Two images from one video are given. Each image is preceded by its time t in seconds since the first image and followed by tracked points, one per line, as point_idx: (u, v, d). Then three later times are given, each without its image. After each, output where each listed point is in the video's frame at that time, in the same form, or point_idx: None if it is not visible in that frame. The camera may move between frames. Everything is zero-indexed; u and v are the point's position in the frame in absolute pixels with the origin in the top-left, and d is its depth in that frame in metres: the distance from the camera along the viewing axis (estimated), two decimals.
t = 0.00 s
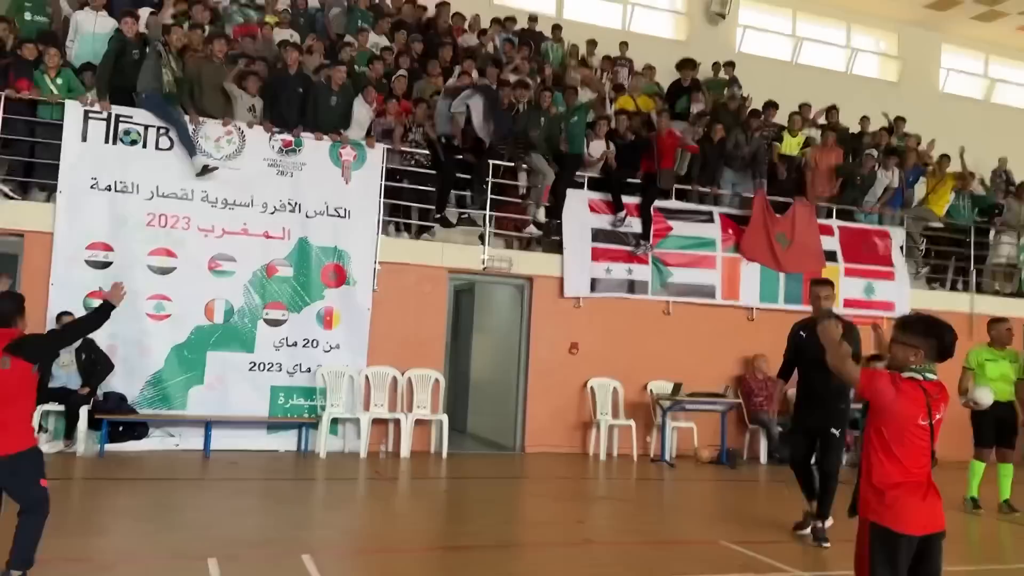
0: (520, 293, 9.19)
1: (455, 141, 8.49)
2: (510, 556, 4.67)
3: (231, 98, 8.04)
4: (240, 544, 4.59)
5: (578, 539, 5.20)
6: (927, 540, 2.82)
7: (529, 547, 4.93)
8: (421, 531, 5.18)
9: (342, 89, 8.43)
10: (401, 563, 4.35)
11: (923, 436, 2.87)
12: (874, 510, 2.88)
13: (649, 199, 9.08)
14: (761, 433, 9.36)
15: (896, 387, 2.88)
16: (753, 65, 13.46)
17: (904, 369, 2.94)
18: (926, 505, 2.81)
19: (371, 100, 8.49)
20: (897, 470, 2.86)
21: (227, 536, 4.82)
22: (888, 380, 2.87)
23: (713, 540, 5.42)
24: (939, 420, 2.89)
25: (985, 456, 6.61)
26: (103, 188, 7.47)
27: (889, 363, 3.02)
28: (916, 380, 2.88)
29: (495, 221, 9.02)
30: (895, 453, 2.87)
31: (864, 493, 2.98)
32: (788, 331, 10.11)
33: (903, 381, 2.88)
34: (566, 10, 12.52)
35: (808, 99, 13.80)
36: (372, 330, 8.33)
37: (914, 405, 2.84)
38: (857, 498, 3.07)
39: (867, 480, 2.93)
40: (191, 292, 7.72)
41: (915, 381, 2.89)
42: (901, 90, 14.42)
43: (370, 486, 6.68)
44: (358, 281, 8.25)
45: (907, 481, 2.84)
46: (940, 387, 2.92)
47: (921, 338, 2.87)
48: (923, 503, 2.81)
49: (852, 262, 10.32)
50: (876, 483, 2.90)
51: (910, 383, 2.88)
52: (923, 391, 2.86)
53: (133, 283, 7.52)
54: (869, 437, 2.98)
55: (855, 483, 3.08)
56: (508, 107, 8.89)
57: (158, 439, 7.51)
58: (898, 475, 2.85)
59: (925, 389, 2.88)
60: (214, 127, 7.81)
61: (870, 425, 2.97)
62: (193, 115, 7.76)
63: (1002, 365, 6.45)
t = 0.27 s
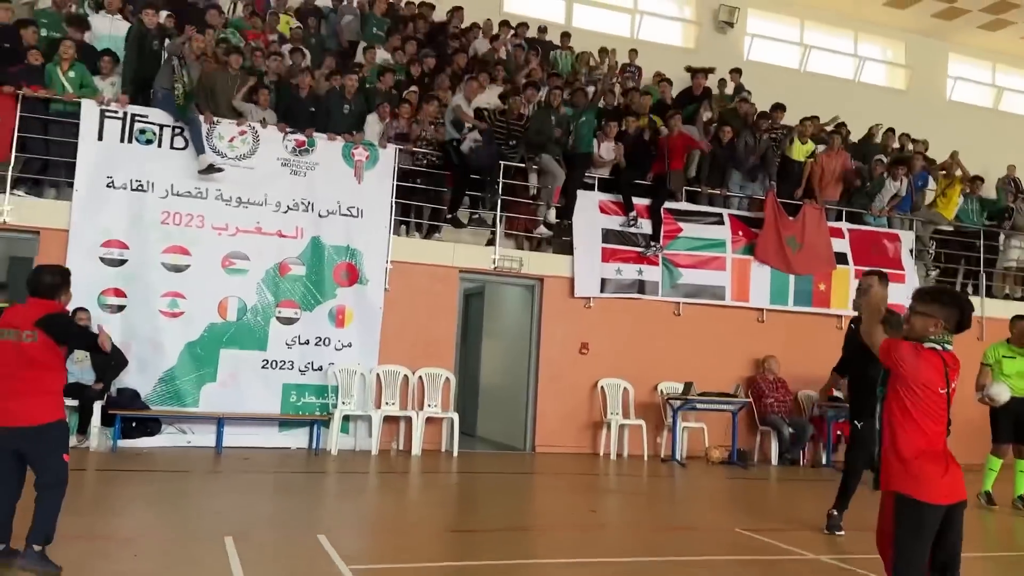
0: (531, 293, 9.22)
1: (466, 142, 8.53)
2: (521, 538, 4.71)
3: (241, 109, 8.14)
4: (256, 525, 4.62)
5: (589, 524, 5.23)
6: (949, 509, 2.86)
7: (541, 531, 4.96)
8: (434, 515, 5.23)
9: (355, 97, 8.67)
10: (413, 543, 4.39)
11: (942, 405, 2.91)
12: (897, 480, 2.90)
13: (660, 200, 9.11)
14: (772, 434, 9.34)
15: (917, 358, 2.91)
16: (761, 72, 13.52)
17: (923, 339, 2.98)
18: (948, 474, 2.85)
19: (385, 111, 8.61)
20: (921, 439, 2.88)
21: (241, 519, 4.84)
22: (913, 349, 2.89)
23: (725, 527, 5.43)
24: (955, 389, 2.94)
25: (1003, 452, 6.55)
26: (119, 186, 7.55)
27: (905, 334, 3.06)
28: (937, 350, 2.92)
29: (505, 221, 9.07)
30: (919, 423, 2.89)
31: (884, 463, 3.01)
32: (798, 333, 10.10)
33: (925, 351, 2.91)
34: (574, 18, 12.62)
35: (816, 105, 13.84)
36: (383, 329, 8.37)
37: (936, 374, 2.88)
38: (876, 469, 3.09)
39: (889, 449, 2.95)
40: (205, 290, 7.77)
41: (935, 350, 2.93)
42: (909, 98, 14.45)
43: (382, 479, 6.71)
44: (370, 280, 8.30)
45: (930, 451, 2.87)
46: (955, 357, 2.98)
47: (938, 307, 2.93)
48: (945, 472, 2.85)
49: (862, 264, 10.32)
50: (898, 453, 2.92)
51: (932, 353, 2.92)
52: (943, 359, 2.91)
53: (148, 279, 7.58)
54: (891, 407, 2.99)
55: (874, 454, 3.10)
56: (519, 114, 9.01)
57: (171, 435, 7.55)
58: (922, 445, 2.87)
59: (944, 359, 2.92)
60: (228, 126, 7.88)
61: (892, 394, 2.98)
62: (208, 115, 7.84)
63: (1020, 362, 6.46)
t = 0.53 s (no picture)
0: (533, 298, 9.24)
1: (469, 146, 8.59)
2: (524, 531, 4.73)
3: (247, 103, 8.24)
4: (261, 519, 4.63)
5: (593, 520, 5.24)
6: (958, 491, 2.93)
7: (545, 525, 4.97)
8: (438, 511, 5.25)
9: (359, 92, 8.62)
10: (416, 535, 4.40)
11: (947, 389, 2.97)
12: (910, 463, 2.92)
13: (661, 205, 9.15)
14: (776, 437, 9.33)
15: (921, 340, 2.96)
16: (761, 81, 13.59)
17: (922, 323, 3.04)
18: (957, 456, 2.92)
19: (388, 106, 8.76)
20: (934, 424, 2.92)
21: (246, 512, 4.85)
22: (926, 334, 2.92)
23: (729, 522, 5.45)
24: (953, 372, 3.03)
25: (1007, 449, 6.55)
26: (124, 190, 7.60)
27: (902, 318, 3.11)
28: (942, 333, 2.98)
29: (508, 226, 9.10)
30: (932, 408, 2.93)
31: (894, 447, 3.03)
32: (800, 337, 10.11)
33: (935, 335, 2.95)
34: (574, 28, 12.72)
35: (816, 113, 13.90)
36: (387, 332, 8.39)
37: (945, 357, 2.94)
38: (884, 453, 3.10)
39: (900, 433, 2.97)
40: (209, 294, 7.80)
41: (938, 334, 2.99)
42: (908, 107, 14.53)
43: (386, 480, 6.71)
44: (373, 284, 8.33)
45: (941, 435, 2.93)
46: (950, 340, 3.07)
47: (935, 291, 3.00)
48: (954, 454, 2.92)
49: (864, 268, 10.35)
50: (909, 437, 2.95)
51: (938, 337, 2.97)
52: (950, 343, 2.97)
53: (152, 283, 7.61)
54: (902, 391, 3.00)
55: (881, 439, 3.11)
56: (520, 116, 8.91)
57: (174, 438, 7.55)
58: (935, 429, 2.92)
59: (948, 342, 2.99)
60: (232, 131, 7.94)
61: (904, 379, 2.99)
62: (212, 120, 7.89)
63: None
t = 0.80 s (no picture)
0: (526, 305, 9.26)
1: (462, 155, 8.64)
2: (519, 533, 4.76)
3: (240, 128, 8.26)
4: (254, 523, 4.64)
5: (589, 523, 5.28)
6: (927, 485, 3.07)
7: (539, 528, 5.00)
8: (433, 515, 5.26)
9: (349, 116, 8.67)
10: (412, 537, 4.42)
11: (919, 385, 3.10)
12: (892, 463, 3.00)
13: (653, 212, 9.20)
14: (769, 443, 9.35)
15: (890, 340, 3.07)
16: (751, 91, 13.71)
17: (894, 322, 3.15)
18: (927, 452, 3.06)
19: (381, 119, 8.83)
20: (912, 420, 3.03)
21: (239, 518, 4.84)
22: (906, 332, 3.03)
23: (723, 525, 5.48)
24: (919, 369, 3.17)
25: (997, 453, 6.60)
26: (117, 199, 7.61)
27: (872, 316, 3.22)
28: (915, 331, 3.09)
29: (501, 234, 9.14)
30: (911, 405, 3.03)
31: (868, 443, 3.11)
32: (792, 344, 10.15)
33: (912, 333, 3.06)
34: (567, 39, 12.82)
35: (806, 122, 14.02)
36: (380, 340, 8.40)
37: (920, 355, 3.05)
38: (857, 454, 3.16)
39: (879, 431, 3.05)
40: (202, 302, 7.80)
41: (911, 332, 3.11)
42: (898, 116, 14.66)
43: (379, 487, 6.71)
44: (367, 291, 8.34)
45: (916, 431, 3.05)
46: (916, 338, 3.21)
47: (904, 291, 3.14)
48: (926, 450, 3.05)
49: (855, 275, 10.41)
50: (888, 436, 3.03)
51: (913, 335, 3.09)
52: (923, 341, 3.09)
53: (145, 291, 7.60)
54: (879, 389, 3.08)
55: (855, 439, 3.17)
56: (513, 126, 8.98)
57: (167, 447, 7.53)
58: (913, 426, 3.03)
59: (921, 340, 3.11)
60: (225, 140, 7.96)
61: (881, 377, 3.07)
62: (205, 128, 7.92)
63: (1016, 364, 6.45)
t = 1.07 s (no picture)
0: (514, 316, 9.28)
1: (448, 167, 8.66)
2: (507, 543, 4.77)
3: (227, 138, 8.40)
4: (240, 535, 4.63)
5: (577, 532, 5.30)
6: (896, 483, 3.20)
7: (528, 538, 5.02)
8: (420, 526, 5.26)
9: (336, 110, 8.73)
10: (399, 548, 4.43)
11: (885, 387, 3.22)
12: (875, 467, 3.08)
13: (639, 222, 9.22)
14: (757, 452, 9.38)
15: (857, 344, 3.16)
16: (736, 103, 13.84)
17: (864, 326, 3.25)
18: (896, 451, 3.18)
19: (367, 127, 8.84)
20: (885, 422, 3.15)
21: (226, 530, 4.82)
22: (877, 336, 3.14)
23: (710, 534, 5.50)
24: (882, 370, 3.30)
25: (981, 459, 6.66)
26: (102, 213, 7.58)
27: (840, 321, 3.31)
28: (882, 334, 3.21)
29: (488, 244, 9.16)
30: (883, 408, 3.15)
31: (844, 447, 3.18)
32: (779, 353, 10.21)
33: (881, 337, 3.18)
34: (553, 52, 12.91)
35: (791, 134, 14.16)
36: (368, 352, 8.39)
37: (889, 358, 3.18)
38: (834, 459, 3.20)
39: (856, 433, 3.13)
40: (189, 315, 7.77)
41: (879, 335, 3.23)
42: (881, 127, 14.82)
43: (367, 499, 6.69)
44: (354, 303, 8.34)
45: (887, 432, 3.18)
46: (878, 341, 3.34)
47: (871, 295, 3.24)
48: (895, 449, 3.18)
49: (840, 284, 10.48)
50: (865, 439, 3.12)
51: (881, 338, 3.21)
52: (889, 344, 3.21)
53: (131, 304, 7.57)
54: (853, 393, 3.17)
55: (831, 445, 3.20)
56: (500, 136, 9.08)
57: (153, 461, 7.48)
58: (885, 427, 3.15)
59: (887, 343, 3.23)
60: (211, 153, 7.95)
61: (854, 381, 3.17)
62: (191, 141, 7.91)
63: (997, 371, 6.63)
